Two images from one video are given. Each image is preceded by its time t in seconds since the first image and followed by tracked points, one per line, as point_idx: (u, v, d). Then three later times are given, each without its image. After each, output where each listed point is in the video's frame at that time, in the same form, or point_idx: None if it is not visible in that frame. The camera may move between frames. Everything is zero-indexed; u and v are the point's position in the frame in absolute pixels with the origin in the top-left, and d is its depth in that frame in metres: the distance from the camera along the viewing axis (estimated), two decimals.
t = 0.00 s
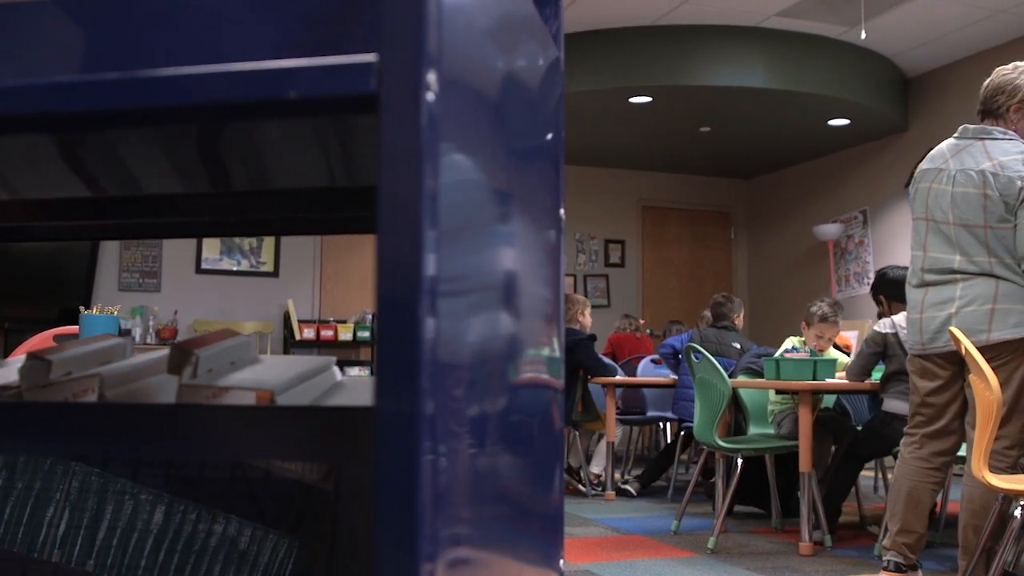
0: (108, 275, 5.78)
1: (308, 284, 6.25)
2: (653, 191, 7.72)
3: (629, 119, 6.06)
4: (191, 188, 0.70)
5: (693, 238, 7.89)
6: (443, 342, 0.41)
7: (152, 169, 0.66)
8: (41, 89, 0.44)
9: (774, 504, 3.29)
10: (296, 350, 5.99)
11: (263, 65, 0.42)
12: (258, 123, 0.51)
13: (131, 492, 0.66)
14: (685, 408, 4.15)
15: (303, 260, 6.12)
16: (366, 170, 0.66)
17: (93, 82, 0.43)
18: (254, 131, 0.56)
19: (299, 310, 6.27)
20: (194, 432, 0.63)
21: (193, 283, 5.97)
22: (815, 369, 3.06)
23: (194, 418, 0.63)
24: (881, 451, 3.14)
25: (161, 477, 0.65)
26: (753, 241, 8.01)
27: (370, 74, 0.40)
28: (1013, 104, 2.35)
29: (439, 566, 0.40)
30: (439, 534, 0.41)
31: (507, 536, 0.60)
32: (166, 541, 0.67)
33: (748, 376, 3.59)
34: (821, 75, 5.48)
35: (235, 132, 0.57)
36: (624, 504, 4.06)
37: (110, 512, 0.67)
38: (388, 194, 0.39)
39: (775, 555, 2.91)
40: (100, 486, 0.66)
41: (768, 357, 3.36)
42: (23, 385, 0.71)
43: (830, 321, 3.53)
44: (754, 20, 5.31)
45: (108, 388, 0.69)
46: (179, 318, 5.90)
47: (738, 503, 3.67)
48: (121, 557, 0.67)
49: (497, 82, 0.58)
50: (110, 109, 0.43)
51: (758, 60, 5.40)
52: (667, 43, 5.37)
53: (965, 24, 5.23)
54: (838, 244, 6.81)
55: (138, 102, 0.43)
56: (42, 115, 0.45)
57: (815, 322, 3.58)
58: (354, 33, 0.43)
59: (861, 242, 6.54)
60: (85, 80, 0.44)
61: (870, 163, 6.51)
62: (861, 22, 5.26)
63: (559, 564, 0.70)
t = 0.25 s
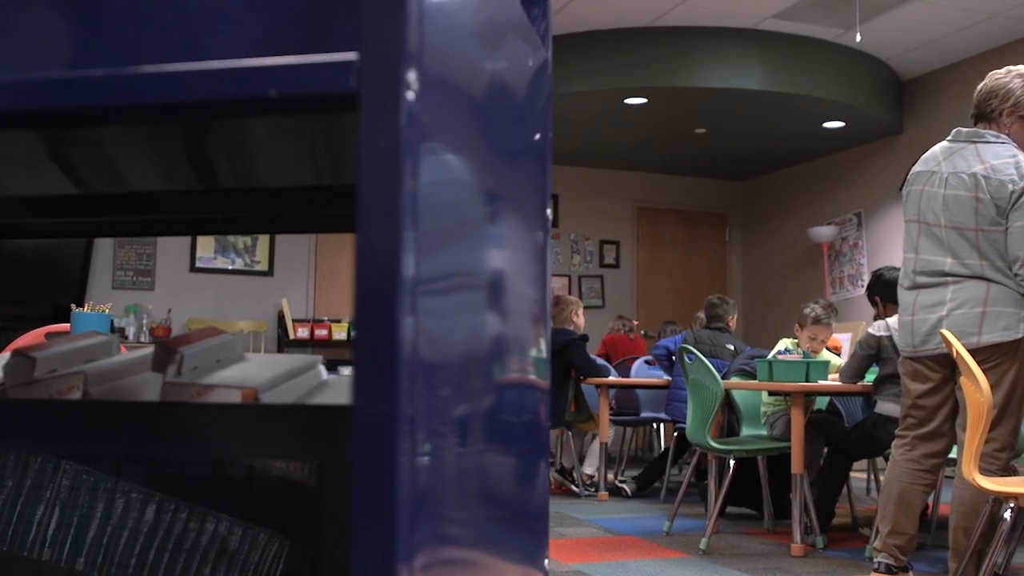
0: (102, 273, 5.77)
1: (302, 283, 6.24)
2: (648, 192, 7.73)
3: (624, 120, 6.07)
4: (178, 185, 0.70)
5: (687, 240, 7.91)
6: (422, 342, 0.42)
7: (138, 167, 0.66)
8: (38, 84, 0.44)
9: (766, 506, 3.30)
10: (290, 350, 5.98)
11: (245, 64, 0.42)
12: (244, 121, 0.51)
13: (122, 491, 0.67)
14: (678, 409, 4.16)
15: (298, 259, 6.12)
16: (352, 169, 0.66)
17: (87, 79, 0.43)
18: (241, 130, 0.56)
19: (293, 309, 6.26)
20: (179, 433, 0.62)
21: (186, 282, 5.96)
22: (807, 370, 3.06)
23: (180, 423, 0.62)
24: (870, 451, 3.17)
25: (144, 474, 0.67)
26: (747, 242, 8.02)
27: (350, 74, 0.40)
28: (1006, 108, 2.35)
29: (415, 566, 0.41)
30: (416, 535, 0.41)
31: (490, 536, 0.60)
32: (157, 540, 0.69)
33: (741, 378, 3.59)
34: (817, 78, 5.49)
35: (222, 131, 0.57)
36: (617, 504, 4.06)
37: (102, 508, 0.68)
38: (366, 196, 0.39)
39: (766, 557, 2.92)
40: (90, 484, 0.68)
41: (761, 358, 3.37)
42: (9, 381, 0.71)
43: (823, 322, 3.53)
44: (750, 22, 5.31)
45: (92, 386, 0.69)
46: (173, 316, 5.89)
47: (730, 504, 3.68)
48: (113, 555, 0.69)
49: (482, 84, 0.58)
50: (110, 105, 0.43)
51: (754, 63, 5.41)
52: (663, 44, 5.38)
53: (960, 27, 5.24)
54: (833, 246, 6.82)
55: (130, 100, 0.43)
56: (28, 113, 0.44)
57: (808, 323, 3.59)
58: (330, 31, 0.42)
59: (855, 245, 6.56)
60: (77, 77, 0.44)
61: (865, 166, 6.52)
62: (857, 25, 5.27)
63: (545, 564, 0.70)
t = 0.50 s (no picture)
0: (96, 272, 5.76)
1: (297, 282, 6.24)
2: (643, 192, 7.74)
3: (619, 120, 6.07)
4: (164, 183, 0.70)
5: (682, 240, 7.91)
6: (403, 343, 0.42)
7: (125, 165, 0.66)
8: (30, 81, 0.44)
9: (759, 506, 3.30)
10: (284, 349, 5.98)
11: (226, 61, 0.42)
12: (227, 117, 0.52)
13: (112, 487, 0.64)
14: (672, 409, 4.16)
15: (293, 259, 6.11)
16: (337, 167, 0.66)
17: (81, 74, 0.43)
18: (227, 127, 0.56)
19: (288, 309, 6.25)
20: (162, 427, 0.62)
21: (181, 281, 5.97)
22: (800, 370, 3.07)
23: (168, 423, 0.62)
24: (863, 451, 3.18)
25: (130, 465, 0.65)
26: (742, 243, 8.02)
27: (330, 72, 0.40)
28: (999, 110, 2.35)
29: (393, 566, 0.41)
30: (395, 535, 0.41)
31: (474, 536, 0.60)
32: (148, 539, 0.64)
33: (734, 378, 3.60)
34: (811, 78, 5.50)
35: (207, 130, 0.57)
36: (610, 504, 4.06)
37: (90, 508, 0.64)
38: (345, 195, 0.40)
39: (759, 557, 2.92)
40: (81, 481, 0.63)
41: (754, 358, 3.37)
42: None
43: (816, 323, 3.54)
44: (744, 23, 5.32)
45: (77, 384, 0.69)
46: (168, 316, 5.89)
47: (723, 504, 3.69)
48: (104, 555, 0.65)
49: (467, 86, 0.58)
50: (105, 100, 0.42)
51: (749, 63, 5.41)
52: (658, 44, 5.38)
53: (954, 29, 5.26)
54: (827, 246, 6.83)
55: (113, 97, 0.42)
56: (15, 110, 0.44)
57: (801, 324, 3.59)
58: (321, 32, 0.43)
59: (850, 245, 6.57)
60: (70, 73, 0.43)
61: (860, 166, 6.53)
62: (852, 25, 5.28)
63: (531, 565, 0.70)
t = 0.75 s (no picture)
0: (90, 271, 5.74)
1: (291, 282, 6.23)
2: (638, 193, 7.74)
3: (613, 121, 6.08)
4: (150, 181, 0.70)
5: (676, 240, 7.92)
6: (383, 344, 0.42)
7: (111, 163, 0.66)
8: (15, 77, 0.44)
9: (751, 506, 3.31)
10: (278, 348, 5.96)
11: (206, 57, 0.42)
12: (212, 116, 0.52)
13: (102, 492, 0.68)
14: (665, 410, 4.16)
15: (287, 258, 6.10)
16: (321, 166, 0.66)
17: (71, 70, 0.43)
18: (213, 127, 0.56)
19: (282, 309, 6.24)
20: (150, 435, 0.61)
21: (175, 280, 5.95)
22: (793, 370, 3.07)
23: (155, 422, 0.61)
24: (855, 452, 3.18)
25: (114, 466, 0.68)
26: (736, 243, 8.03)
27: (310, 70, 0.40)
28: (990, 112, 2.36)
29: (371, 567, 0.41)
30: (373, 538, 0.41)
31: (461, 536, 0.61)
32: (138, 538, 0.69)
33: (727, 378, 3.60)
34: (804, 79, 5.50)
35: (191, 129, 0.58)
36: (603, 504, 4.07)
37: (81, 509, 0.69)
38: (324, 195, 0.40)
39: (751, 557, 2.93)
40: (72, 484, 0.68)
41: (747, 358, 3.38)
42: None
43: (809, 323, 3.54)
44: (739, 23, 5.32)
45: (61, 382, 0.69)
46: (161, 315, 5.88)
47: (716, 504, 3.69)
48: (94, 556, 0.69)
49: (455, 88, 0.59)
50: (96, 98, 0.42)
51: (743, 64, 5.42)
52: (652, 45, 5.39)
53: (948, 30, 5.27)
54: (821, 247, 6.84)
55: (96, 94, 0.42)
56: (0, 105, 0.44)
57: (794, 324, 3.59)
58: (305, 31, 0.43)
59: (844, 246, 6.57)
60: (59, 70, 0.43)
61: (854, 167, 6.53)
62: (846, 27, 5.28)
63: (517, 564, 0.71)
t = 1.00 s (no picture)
0: (79, 271, 5.72)
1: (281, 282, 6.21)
2: (629, 193, 7.75)
3: (604, 121, 6.08)
4: (131, 178, 0.70)
5: (668, 240, 7.93)
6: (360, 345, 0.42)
7: (93, 161, 0.66)
8: None
9: (741, 506, 3.32)
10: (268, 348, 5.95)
11: (186, 55, 0.42)
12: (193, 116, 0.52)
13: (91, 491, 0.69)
14: (655, 409, 4.17)
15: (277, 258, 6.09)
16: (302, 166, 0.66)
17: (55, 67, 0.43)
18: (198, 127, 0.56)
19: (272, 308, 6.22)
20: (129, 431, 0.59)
21: (165, 280, 5.94)
22: (782, 370, 3.08)
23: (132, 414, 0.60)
24: (844, 452, 3.19)
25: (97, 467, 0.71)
26: (727, 244, 8.04)
27: (287, 66, 0.41)
28: (979, 113, 2.36)
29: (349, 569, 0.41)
30: (352, 537, 0.42)
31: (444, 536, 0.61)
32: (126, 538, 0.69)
33: (716, 378, 3.61)
34: (794, 80, 5.51)
35: (178, 127, 0.58)
36: (593, 505, 4.07)
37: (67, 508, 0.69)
38: (301, 195, 0.40)
39: (740, 556, 2.93)
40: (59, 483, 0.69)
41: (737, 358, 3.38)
42: None
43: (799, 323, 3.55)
44: (729, 24, 5.33)
45: (41, 381, 0.70)
46: (151, 314, 5.86)
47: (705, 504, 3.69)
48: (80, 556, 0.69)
49: (442, 90, 0.59)
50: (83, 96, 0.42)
51: (733, 64, 5.43)
52: (644, 45, 5.39)
53: (937, 32, 5.28)
54: (811, 247, 6.85)
55: (79, 91, 0.42)
56: None
57: (783, 324, 3.60)
58: (281, 31, 0.42)
59: (834, 247, 6.59)
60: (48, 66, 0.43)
61: (845, 167, 6.54)
62: (836, 28, 5.30)
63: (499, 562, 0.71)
